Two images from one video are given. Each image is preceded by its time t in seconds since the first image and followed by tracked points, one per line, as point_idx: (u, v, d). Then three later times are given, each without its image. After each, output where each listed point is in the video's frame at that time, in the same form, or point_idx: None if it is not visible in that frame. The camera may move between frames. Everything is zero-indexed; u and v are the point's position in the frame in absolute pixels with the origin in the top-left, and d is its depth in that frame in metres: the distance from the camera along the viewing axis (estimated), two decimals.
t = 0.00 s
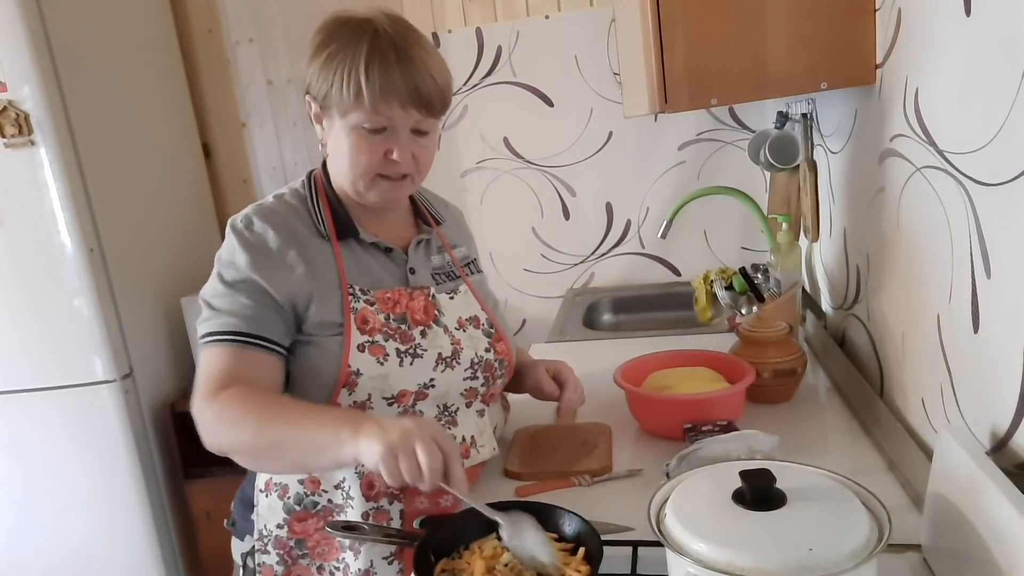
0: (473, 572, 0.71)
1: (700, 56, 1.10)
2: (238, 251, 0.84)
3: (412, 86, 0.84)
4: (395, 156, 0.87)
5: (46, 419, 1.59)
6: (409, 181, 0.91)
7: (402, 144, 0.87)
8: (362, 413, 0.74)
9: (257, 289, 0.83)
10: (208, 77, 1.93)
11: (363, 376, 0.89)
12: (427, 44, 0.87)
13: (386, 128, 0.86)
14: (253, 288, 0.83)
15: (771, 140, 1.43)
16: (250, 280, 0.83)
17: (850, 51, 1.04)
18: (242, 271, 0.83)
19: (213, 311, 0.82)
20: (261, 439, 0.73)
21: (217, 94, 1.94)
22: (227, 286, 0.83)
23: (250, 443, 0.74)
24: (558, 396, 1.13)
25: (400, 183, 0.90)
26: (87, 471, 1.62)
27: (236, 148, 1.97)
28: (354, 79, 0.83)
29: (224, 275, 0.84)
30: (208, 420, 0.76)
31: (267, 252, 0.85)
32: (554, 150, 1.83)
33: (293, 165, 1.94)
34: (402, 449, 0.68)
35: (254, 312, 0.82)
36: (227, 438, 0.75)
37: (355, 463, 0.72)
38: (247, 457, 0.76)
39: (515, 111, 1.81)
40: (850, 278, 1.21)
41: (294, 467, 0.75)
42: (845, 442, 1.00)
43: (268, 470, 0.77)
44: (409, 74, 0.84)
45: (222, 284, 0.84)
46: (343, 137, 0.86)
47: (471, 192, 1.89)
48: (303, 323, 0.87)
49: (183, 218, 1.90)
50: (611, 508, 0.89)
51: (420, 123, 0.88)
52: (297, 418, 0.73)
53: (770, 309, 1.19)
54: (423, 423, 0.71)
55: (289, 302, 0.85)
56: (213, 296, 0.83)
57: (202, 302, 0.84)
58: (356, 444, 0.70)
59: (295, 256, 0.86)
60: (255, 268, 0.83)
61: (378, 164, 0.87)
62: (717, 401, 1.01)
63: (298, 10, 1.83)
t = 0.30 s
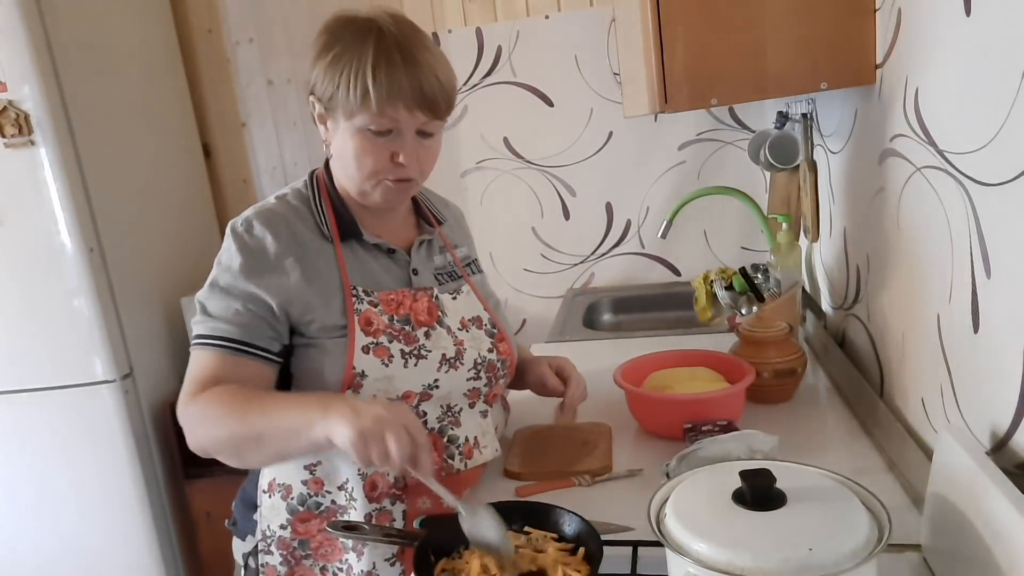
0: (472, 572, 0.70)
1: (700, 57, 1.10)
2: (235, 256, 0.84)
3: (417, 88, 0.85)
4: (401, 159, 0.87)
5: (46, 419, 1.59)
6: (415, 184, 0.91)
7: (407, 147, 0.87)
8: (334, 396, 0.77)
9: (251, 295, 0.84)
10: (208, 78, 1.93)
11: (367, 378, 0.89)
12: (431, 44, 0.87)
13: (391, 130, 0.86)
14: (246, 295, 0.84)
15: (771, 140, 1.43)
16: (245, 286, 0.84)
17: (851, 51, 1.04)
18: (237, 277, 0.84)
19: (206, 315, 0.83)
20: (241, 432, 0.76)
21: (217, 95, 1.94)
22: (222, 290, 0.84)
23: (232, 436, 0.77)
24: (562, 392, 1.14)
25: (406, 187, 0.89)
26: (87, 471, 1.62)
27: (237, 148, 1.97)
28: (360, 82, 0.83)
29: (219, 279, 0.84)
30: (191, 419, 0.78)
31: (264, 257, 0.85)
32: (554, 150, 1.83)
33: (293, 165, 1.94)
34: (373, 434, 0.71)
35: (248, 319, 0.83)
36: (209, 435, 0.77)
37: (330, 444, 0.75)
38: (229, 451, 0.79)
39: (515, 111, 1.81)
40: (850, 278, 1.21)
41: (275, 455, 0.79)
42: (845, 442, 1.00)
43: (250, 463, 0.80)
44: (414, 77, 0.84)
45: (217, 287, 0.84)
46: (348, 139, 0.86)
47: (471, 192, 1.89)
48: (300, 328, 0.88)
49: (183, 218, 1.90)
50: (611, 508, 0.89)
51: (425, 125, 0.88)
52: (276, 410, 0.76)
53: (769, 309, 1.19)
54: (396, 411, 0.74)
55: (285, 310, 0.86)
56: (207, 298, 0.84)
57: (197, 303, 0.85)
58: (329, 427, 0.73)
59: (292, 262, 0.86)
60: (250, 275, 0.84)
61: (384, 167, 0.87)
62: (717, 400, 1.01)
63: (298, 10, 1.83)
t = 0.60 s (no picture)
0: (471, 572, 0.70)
1: (700, 57, 1.10)
2: (232, 262, 0.84)
3: (418, 90, 0.85)
4: (401, 160, 0.87)
5: (45, 419, 1.59)
6: (414, 186, 0.90)
7: (407, 148, 0.87)
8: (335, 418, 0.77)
9: (248, 302, 0.84)
10: (208, 77, 1.93)
11: (362, 381, 0.89)
12: (432, 46, 0.88)
13: (391, 131, 0.86)
14: (243, 302, 0.84)
15: (771, 140, 1.43)
16: (242, 292, 0.84)
17: (850, 51, 1.03)
18: (234, 284, 0.84)
19: (204, 322, 0.84)
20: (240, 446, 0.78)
21: (217, 95, 1.94)
22: (220, 297, 0.84)
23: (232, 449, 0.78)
24: (556, 395, 1.12)
25: (405, 188, 0.90)
26: (87, 471, 1.62)
27: (236, 148, 1.97)
28: (360, 82, 0.83)
29: (217, 286, 0.85)
30: (193, 430, 0.80)
31: (261, 263, 0.85)
32: (554, 150, 1.83)
33: (293, 165, 1.94)
34: (366, 464, 0.71)
35: (246, 327, 0.83)
36: (212, 446, 0.79)
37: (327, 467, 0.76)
38: (231, 462, 0.81)
39: (515, 111, 1.81)
40: (850, 278, 1.21)
41: (272, 469, 0.79)
42: (845, 442, 1.00)
43: (253, 474, 0.82)
44: (414, 78, 0.84)
45: (215, 294, 0.85)
46: (348, 139, 0.86)
47: (471, 192, 1.89)
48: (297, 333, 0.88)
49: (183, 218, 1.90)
50: (611, 508, 0.89)
51: (425, 127, 0.88)
52: (275, 428, 0.77)
53: (769, 309, 1.19)
54: (387, 435, 0.73)
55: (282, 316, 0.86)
56: (206, 305, 0.85)
57: (197, 310, 0.86)
58: (324, 453, 0.73)
59: (289, 267, 0.86)
60: (246, 282, 0.84)
61: (383, 168, 0.87)
62: (717, 400, 1.01)
63: (298, 10, 1.83)
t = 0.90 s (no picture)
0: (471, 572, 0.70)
1: (700, 57, 1.10)
2: (231, 262, 0.84)
3: (416, 90, 0.85)
4: (399, 160, 0.87)
5: (45, 419, 1.59)
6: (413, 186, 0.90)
7: (406, 147, 0.87)
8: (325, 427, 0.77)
9: (246, 302, 0.84)
10: (208, 77, 1.93)
11: (364, 381, 0.89)
12: (432, 46, 0.87)
13: (390, 131, 0.86)
14: (242, 302, 0.84)
15: (771, 140, 1.43)
16: (242, 293, 0.84)
17: (850, 51, 1.04)
18: (234, 284, 0.84)
19: (203, 321, 0.84)
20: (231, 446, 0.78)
21: (217, 95, 1.94)
22: (219, 297, 0.85)
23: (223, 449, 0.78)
24: (557, 398, 1.12)
25: (405, 188, 0.89)
26: (87, 471, 1.62)
27: (237, 148, 1.97)
28: (359, 82, 0.83)
29: (217, 286, 0.85)
30: (188, 429, 0.81)
31: (260, 263, 0.85)
32: (554, 150, 1.83)
33: (293, 165, 1.94)
34: (347, 472, 0.70)
35: (244, 328, 0.84)
36: (203, 445, 0.80)
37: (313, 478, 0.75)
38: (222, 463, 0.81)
39: (515, 111, 1.81)
40: (850, 278, 1.21)
41: (263, 474, 0.79)
42: (845, 442, 1.00)
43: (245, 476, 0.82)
44: (413, 78, 0.84)
45: (214, 294, 0.85)
46: (348, 139, 0.86)
47: (471, 191, 1.89)
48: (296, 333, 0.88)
49: (183, 218, 1.90)
50: (611, 508, 0.89)
51: (424, 127, 0.88)
52: (267, 435, 0.77)
53: (769, 309, 1.19)
54: (371, 446, 0.72)
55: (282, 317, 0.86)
56: (205, 305, 0.85)
57: (196, 309, 0.86)
58: (310, 463, 0.73)
59: (288, 267, 0.86)
60: (246, 283, 0.84)
61: (381, 167, 0.87)
62: (716, 400, 1.01)
63: (298, 10, 1.83)
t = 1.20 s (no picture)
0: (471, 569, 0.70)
1: (700, 57, 1.10)
2: (226, 265, 0.85)
3: (419, 89, 0.85)
4: (401, 159, 0.86)
5: (45, 419, 1.59)
6: (416, 187, 0.90)
7: (408, 147, 0.87)
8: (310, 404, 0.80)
9: (240, 306, 0.85)
10: (208, 77, 1.93)
11: (362, 383, 0.89)
12: (435, 46, 0.88)
13: (392, 131, 0.86)
14: (236, 306, 0.84)
15: (771, 140, 1.43)
16: (236, 296, 0.85)
17: (850, 50, 1.04)
18: (228, 288, 0.84)
19: (196, 323, 0.85)
20: (216, 435, 0.80)
21: (217, 95, 1.94)
22: (212, 300, 0.85)
23: (208, 438, 0.81)
24: (557, 400, 1.12)
25: (407, 188, 0.89)
26: (87, 471, 1.62)
27: (237, 148, 1.97)
28: (361, 81, 0.83)
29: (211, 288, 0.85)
30: (171, 420, 0.82)
31: (255, 267, 0.86)
32: (554, 150, 1.83)
33: (293, 165, 1.94)
34: (350, 446, 0.72)
35: (230, 330, 0.85)
36: (189, 434, 0.81)
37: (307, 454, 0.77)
38: (209, 451, 0.83)
39: (515, 111, 1.81)
40: (850, 278, 1.21)
41: (250, 459, 0.82)
42: (845, 442, 1.00)
43: (233, 464, 0.84)
44: (416, 77, 0.84)
45: (209, 296, 0.85)
46: (349, 139, 0.86)
47: (471, 191, 1.89)
48: (290, 337, 0.88)
49: (183, 218, 1.90)
50: (611, 508, 0.89)
51: (427, 126, 0.88)
52: (253, 418, 0.79)
53: (769, 309, 1.19)
54: (369, 416, 0.75)
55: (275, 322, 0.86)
56: (198, 306, 0.85)
57: (190, 309, 0.87)
58: (307, 437, 0.75)
59: (283, 272, 0.87)
60: (240, 287, 0.85)
61: (383, 167, 0.86)
62: (716, 400, 1.01)
63: (298, 10, 1.83)
